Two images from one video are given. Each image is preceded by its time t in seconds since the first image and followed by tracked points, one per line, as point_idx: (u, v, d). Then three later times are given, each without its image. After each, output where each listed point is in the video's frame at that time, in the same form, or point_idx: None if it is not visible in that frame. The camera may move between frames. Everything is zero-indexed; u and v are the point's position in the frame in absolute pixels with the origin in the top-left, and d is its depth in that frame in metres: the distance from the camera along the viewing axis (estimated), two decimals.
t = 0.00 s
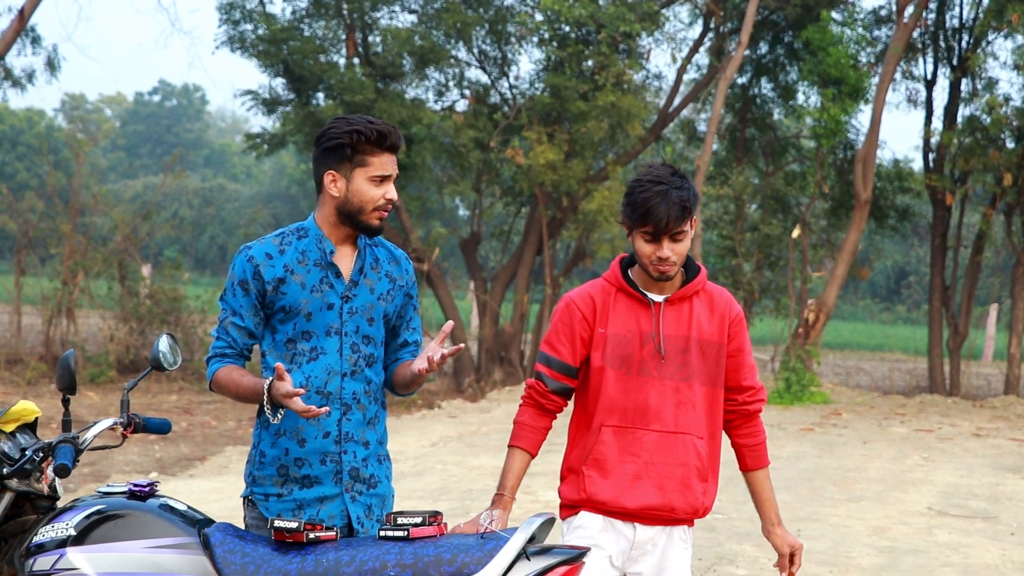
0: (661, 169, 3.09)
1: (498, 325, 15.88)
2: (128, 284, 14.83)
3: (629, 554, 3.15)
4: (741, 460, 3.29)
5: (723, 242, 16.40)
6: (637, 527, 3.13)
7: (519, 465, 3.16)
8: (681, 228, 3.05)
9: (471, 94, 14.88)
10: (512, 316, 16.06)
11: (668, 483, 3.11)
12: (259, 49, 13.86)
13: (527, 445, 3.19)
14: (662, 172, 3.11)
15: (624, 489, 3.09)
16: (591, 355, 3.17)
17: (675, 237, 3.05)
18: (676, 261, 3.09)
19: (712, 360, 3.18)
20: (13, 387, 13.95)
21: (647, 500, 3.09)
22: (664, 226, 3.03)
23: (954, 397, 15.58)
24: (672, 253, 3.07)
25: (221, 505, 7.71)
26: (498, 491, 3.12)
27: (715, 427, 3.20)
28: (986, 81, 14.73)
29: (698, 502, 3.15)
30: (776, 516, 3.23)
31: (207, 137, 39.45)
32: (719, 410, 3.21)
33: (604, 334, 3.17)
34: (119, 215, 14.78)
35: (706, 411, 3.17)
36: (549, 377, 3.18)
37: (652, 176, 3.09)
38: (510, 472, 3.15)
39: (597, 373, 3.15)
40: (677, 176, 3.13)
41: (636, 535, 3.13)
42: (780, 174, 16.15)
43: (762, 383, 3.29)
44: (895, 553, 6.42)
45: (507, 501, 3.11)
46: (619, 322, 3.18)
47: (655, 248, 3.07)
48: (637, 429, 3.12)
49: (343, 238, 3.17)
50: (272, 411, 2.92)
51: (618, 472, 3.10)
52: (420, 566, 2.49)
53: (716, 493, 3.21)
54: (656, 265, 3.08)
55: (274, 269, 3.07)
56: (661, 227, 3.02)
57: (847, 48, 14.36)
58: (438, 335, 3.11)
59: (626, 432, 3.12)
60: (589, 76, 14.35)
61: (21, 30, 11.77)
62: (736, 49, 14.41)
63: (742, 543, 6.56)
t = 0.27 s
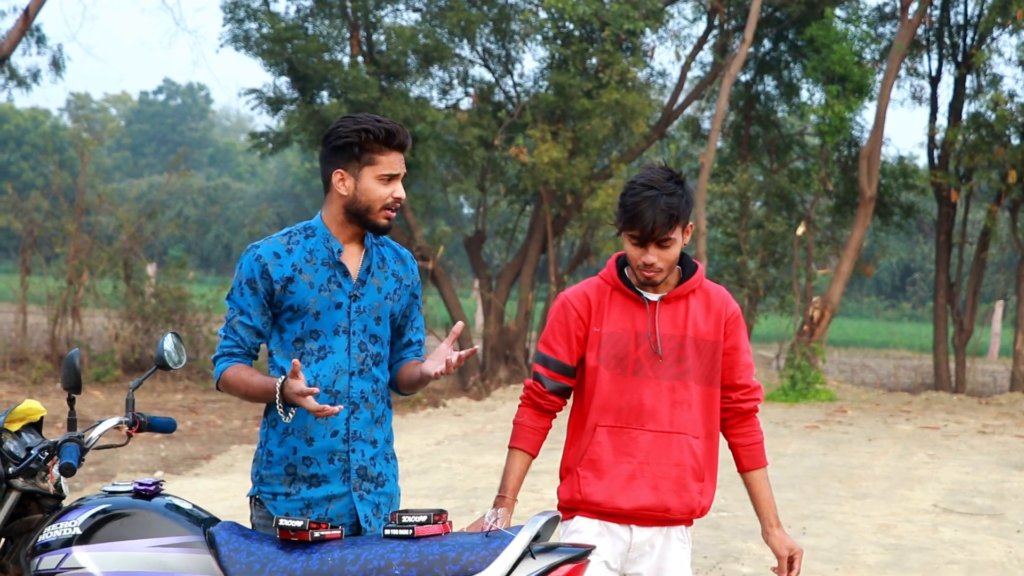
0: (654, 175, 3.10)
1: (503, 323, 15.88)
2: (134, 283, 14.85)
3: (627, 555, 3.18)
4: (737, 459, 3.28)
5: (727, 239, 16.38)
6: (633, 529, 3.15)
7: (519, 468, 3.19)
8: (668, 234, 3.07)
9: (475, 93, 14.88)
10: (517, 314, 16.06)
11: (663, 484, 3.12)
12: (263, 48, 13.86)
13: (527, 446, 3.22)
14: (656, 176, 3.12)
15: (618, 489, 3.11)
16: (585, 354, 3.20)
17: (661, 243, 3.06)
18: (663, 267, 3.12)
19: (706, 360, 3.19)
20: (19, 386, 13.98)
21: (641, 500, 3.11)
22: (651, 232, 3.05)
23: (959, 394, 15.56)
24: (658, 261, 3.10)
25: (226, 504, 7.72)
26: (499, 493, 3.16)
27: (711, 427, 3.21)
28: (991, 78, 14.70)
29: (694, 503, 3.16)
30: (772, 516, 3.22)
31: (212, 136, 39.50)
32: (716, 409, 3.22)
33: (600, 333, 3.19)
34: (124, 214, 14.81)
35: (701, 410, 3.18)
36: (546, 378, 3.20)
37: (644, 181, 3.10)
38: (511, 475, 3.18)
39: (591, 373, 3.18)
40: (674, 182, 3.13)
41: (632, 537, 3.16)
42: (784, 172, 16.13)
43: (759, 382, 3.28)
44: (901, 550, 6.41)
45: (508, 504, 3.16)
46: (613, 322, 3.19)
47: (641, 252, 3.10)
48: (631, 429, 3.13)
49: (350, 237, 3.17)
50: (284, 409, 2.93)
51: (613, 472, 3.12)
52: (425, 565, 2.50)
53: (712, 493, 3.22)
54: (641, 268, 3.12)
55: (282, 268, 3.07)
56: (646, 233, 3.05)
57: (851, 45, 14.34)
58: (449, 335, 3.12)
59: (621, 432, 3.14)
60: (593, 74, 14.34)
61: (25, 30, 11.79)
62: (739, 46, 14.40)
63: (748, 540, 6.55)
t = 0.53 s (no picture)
0: (614, 175, 3.20)
1: (508, 322, 15.90)
2: (139, 282, 14.88)
3: (610, 559, 3.22)
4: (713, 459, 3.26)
5: (732, 239, 16.36)
6: (614, 533, 3.20)
7: (511, 473, 3.27)
8: (621, 233, 3.15)
9: (480, 92, 14.89)
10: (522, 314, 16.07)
11: (643, 485, 3.16)
12: (269, 47, 13.88)
13: (518, 452, 3.30)
14: (617, 176, 3.21)
15: (598, 491, 3.17)
16: (564, 357, 3.30)
17: (612, 242, 3.15)
18: (621, 266, 3.18)
19: (685, 357, 3.22)
20: (25, 385, 14.03)
21: (622, 502, 3.16)
22: (601, 231, 3.14)
23: (965, 395, 15.55)
24: (614, 259, 3.17)
25: (231, 503, 7.74)
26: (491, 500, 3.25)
27: (693, 425, 3.23)
28: (997, 78, 14.69)
29: (677, 503, 3.18)
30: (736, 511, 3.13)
31: (217, 135, 39.56)
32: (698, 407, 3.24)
33: (577, 335, 3.29)
34: (130, 214, 14.85)
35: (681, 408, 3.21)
36: (530, 383, 3.31)
37: (603, 181, 3.20)
38: (503, 481, 3.27)
39: (568, 375, 3.27)
40: (635, 183, 3.21)
41: (614, 540, 3.20)
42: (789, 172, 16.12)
43: (739, 382, 3.25)
44: (906, 550, 6.42)
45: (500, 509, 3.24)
46: (590, 324, 3.28)
47: (597, 251, 3.19)
48: (610, 431, 3.20)
49: (357, 237, 3.18)
50: (295, 406, 2.95)
51: (593, 474, 3.19)
52: (430, 564, 2.51)
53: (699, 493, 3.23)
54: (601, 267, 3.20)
55: (290, 267, 3.08)
56: (596, 231, 3.14)
57: (857, 45, 14.34)
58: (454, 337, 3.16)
59: (599, 433, 3.21)
60: (598, 73, 14.34)
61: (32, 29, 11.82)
62: (745, 46, 14.40)
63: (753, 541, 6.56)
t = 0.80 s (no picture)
0: (570, 173, 3.15)
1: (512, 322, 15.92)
2: (143, 282, 14.91)
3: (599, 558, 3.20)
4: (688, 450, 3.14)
5: (736, 239, 16.43)
6: (601, 532, 3.17)
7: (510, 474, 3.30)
8: (582, 231, 3.08)
9: (484, 92, 14.90)
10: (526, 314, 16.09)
11: (623, 484, 3.12)
12: (273, 47, 13.90)
13: (514, 452, 3.35)
14: (574, 175, 3.17)
15: (578, 493, 3.15)
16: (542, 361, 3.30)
17: (575, 240, 3.08)
18: (587, 263, 3.12)
19: (656, 352, 3.17)
20: (29, 384, 14.06)
21: (603, 503, 3.12)
22: (562, 232, 3.08)
23: (969, 395, 15.56)
24: (581, 258, 3.10)
25: (234, 503, 7.76)
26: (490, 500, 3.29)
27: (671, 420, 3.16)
28: (1002, 78, 14.70)
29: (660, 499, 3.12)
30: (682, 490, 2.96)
31: (221, 134, 39.60)
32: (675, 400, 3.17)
33: (552, 337, 3.28)
34: (134, 213, 14.87)
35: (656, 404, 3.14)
36: (515, 389, 3.36)
37: (560, 182, 3.16)
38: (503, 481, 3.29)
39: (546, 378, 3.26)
40: (592, 179, 3.16)
41: (601, 540, 3.18)
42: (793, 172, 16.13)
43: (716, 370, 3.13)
44: (909, 550, 6.43)
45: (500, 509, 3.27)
46: (563, 325, 3.27)
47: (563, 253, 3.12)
48: (588, 431, 3.17)
49: (363, 237, 3.21)
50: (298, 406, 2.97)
51: (573, 476, 3.16)
52: (434, 564, 2.53)
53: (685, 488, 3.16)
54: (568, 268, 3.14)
55: (295, 267, 3.11)
56: (558, 232, 3.08)
57: (861, 45, 14.34)
58: (448, 342, 3.16)
59: (577, 434, 3.18)
60: (602, 73, 14.35)
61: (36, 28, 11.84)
62: (749, 46, 14.41)
63: (756, 541, 6.57)
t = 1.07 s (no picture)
0: (572, 202, 3.05)
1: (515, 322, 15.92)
2: (146, 282, 14.92)
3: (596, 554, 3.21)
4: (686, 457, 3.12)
5: (740, 239, 16.55)
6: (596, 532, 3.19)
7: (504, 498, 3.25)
8: (596, 262, 3.02)
9: (487, 91, 14.90)
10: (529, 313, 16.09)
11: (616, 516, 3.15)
12: (276, 47, 13.91)
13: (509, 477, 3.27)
14: (573, 203, 3.07)
15: (573, 525, 3.19)
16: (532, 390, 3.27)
17: (590, 272, 3.02)
18: (594, 294, 3.07)
19: (642, 384, 3.14)
20: (33, 384, 14.08)
21: (598, 535, 3.17)
22: (579, 263, 3.00)
23: (973, 394, 15.54)
24: (593, 287, 3.04)
25: (238, 503, 7.76)
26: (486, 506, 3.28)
27: (660, 449, 3.16)
28: (1005, 77, 14.68)
29: (655, 529, 3.15)
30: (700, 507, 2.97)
31: (224, 134, 39.64)
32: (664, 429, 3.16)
33: (538, 368, 3.25)
34: (137, 213, 14.89)
35: (644, 437, 3.14)
36: (502, 415, 3.31)
37: (563, 209, 3.05)
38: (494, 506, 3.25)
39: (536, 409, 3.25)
40: (591, 207, 3.08)
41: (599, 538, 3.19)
42: (796, 171, 16.13)
43: (707, 396, 3.10)
44: (913, 550, 6.42)
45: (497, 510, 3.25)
46: (550, 357, 3.23)
47: (571, 283, 3.04)
48: (579, 464, 3.19)
49: (370, 238, 3.20)
50: (302, 405, 2.97)
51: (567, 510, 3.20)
52: (437, 563, 2.53)
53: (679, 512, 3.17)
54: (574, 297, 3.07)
55: (301, 266, 3.12)
56: (574, 264, 3.00)
57: (864, 45, 14.32)
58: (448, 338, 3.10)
59: (569, 468, 3.20)
60: (605, 73, 14.35)
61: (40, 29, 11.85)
62: (752, 46, 14.41)
63: (760, 540, 6.57)
